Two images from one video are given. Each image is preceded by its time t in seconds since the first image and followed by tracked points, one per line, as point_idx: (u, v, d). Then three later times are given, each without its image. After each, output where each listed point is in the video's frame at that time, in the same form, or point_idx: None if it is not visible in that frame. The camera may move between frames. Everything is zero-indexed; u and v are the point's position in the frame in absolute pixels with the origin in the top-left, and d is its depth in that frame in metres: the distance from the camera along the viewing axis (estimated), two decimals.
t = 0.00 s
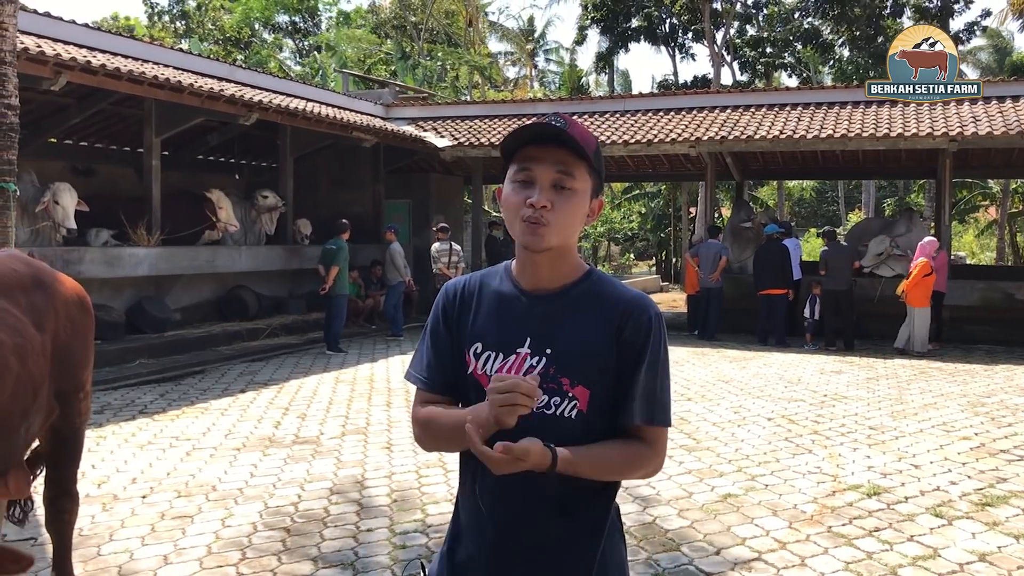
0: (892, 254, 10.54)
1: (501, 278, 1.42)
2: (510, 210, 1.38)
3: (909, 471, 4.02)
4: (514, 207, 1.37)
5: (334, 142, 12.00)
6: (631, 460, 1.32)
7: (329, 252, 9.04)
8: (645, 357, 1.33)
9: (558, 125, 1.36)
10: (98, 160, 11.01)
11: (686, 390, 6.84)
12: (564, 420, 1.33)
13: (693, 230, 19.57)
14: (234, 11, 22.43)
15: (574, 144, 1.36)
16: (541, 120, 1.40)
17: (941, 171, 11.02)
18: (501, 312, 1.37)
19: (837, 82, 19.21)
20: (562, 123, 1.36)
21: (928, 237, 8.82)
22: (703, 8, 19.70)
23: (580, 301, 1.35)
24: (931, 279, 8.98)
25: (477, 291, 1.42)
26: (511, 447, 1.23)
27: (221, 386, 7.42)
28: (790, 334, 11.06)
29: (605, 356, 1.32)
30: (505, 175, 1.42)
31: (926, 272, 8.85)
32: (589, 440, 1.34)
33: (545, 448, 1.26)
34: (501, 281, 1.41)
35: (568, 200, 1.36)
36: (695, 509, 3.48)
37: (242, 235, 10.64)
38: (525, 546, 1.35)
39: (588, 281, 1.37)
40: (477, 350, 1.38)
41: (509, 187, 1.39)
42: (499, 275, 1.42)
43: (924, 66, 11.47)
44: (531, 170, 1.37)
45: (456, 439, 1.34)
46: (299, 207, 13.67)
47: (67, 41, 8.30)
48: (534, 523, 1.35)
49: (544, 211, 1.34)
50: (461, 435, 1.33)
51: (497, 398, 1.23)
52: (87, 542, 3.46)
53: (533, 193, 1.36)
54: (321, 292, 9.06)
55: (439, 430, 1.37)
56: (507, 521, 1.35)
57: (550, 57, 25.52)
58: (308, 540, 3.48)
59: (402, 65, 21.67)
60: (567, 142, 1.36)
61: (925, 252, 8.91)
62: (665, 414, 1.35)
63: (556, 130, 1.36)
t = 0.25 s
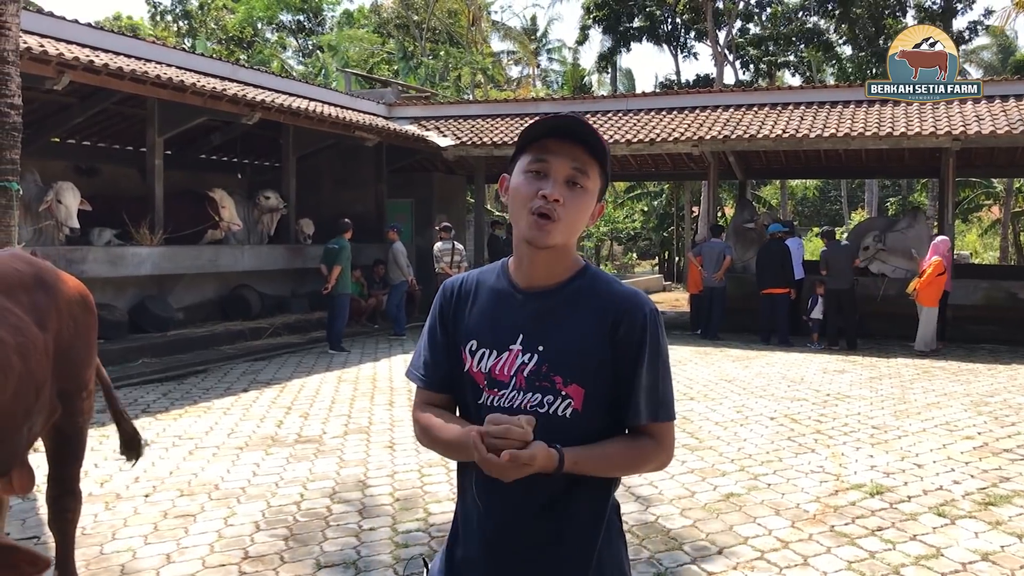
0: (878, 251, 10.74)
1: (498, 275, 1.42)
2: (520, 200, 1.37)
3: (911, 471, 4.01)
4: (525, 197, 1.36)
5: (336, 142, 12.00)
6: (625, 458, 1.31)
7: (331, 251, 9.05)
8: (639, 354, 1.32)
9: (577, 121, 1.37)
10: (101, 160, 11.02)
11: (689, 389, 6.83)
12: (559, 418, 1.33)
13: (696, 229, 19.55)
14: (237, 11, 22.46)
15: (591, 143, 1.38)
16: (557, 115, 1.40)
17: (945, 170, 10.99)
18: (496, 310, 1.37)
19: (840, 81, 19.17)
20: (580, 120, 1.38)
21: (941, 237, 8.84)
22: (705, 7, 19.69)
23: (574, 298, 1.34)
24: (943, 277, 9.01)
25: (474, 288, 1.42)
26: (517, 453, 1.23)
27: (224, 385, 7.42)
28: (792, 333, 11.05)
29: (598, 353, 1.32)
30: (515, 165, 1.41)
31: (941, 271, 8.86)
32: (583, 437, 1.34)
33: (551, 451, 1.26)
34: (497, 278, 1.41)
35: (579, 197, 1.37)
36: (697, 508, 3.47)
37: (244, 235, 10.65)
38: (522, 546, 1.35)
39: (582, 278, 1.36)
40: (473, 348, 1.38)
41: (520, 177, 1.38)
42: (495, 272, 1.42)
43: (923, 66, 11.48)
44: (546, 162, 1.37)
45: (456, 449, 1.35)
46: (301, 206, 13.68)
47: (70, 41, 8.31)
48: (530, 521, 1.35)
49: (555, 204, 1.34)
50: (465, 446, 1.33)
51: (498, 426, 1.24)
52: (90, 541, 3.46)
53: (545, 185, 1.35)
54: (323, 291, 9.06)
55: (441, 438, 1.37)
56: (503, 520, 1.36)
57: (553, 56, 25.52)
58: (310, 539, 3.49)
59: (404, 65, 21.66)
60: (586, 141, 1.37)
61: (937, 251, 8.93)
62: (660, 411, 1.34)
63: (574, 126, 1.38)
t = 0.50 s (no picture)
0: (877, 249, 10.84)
1: (497, 276, 1.40)
2: (523, 201, 1.36)
3: (912, 470, 4.01)
4: (528, 196, 1.35)
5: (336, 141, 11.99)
6: (631, 460, 1.31)
7: (331, 250, 9.05)
8: (643, 356, 1.32)
9: (578, 120, 1.37)
10: (101, 159, 11.02)
11: (689, 388, 6.83)
12: (563, 419, 1.32)
13: (696, 228, 19.55)
14: (238, 9, 22.48)
15: (594, 142, 1.37)
16: (558, 113, 1.39)
17: (946, 169, 11.00)
18: (498, 311, 1.36)
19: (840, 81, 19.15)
20: (582, 119, 1.37)
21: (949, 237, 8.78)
22: (705, 6, 19.69)
23: (577, 298, 1.34)
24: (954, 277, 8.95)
25: (473, 289, 1.41)
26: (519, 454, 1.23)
27: (224, 384, 7.42)
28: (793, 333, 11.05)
29: (603, 355, 1.31)
30: (516, 165, 1.40)
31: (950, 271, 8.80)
32: (587, 438, 1.34)
33: (553, 453, 1.26)
34: (497, 279, 1.40)
35: (581, 196, 1.36)
36: (698, 508, 3.47)
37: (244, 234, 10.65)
38: (526, 547, 1.35)
39: (584, 279, 1.36)
40: (474, 349, 1.37)
41: (521, 177, 1.37)
42: (494, 273, 1.41)
43: (923, 66, 11.44)
44: (548, 162, 1.36)
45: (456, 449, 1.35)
46: (302, 205, 13.68)
47: (70, 40, 8.30)
48: (534, 523, 1.35)
49: (558, 205, 1.33)
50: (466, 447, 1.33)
51: (501, 427, 1.25)
52: (90, 540, 3.46)
53: (548, 185, 1.35)
54: (323, 290, 9.06)
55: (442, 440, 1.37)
56: (508, 522, 1.36)
57: (553, 55, 25.51)
58: (311, 538, 3.49)
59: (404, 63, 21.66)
60: (588, 140, 1.37)
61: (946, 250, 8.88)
62: (665, 412, 1.34)
63: (576, 126, 1.37)
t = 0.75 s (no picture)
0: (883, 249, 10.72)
1: (500, 277, 1.39)
2: (528, 203, 1.35)
3: (910, 471, 4.01)
4: (533, 198, 1.34)
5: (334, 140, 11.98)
6: (644, 456, 1.34)
7: (328, 250, 9.03)
8: (655, 356, 1.34)
9: (580, 119, 1.36)
10: (97, 158, 10.99)
11: (687, 388, 6.83)
12: (577, 420, 1.33)
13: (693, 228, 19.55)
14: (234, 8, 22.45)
15: (597, 142, 1.37)
16: (559, 113, 1.39)
17: (942, 170, 11.01)
18: (506, 313, 1.34)
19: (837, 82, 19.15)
20: (584, 118, 1.36)
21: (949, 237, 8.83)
22: (702, 6, 19.71)
23: (587, 299, 1.34)
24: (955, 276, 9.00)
25: (475, 290, 1.39)
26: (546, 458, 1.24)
27: (221, 385, 7.40)
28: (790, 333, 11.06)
29: (616, 356, 1.33)
30: (519, 167, 1.39)
31: (952, 271, 8.84)
32: (599, 437, 1.35)
33: (575, 456, 1.27)
34: (500, 280, 1.38)
35: (588, 197, 1.36)
36: (696, 508, 3.47)
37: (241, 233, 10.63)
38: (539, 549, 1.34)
39: (592, 280, 1.36)
40: (480, 351, 1.35)
41: (526, 179, 1.36)
42: (496, 273, 1.39)
43: (923, 66, 11.42)
44: (552, 163, 1.35)
45: (468, 453, 1.33)
46: (299, 205, 13.66)
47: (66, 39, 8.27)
48: (546, 527, 1.34)
49: (567, 206, 1.33)
50: (480, 449, 1.32)
51: (526, 430, 1.23)
52: (87, 541, 3.44)
53: (555, 187, 1.34)
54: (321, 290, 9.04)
55: (450, 445, 1.35)
56: (518, 527, 1.35)
57: (550, 55, 25.52)
58: (310, 539, 3.48)
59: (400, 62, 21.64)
60: (592, 140, 1.37)
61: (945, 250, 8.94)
62: (673, 411, 1.38)
63: (579, 127, 1.37)
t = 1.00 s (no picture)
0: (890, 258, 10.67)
1: (502, 279, 1.38)
2: (536, 208, 1.34)
3: (904, 472, 4.02)
4: (543, 204, 1.34)
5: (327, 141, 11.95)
6: (649, 459, 1.38)
7: (321, 252, 9.01)
8: (658, 361, 1.37)
9: (588, 124, 1.36)
10: (89, 159, 10.94)
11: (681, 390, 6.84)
12: (582, 426, 1.34)
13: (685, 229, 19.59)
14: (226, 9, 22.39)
15: (605, 147, 1.37)
16: (566, 117, 1.38)
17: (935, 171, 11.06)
18: (510, 316, 1.34)
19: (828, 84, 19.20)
20: (593, 123, 1.36)
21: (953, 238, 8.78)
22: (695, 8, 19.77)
23: (593, 304, 1.35)
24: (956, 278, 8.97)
25: (476, 291, 1.37)
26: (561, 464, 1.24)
27: (214, 387, 7.37)
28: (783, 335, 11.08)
29: (621, 360, 1.34)
30: (526, 171, 1.38)
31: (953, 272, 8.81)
32: (603, 442, 1.36)
33: (589, 461, 1.28)
34: (502, 282, 1.37)
35: (596, 203, 1.36)
36: (692, 510, 3.47)
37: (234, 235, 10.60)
38: (544, 553, 1.34)
39: (595, 284, 1.37)
40: (484, 355, 1.34)
41: (535, 184, 1.36)
42: (498, 276, 1.38)
43: (923, 66, 11.38)
44: (562, 168, 1.35)
45: (473, 459, 1.30)
46: (292, 206, 13.63)
47: (58, 40, 8.23)
48: (553, 531, 1.34)
49: (576, 212, 1.33)
50: (485, 454, 1.29)
51: (544, 436, 1.23)
52: (81, 545, 3.42)
53: (564, 193, 1.33)
54: (314, 292, 9.02)
55: (453, 451, 1.32)
56: (523, 532, 1.34)
57: (542, 57, 25.54)
58: (305, 542, 3.47)
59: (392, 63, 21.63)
60: (602, 145, 1.36)
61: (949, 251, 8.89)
62: (675, 415, 1.40)
63: (589, 132, 1.36)
